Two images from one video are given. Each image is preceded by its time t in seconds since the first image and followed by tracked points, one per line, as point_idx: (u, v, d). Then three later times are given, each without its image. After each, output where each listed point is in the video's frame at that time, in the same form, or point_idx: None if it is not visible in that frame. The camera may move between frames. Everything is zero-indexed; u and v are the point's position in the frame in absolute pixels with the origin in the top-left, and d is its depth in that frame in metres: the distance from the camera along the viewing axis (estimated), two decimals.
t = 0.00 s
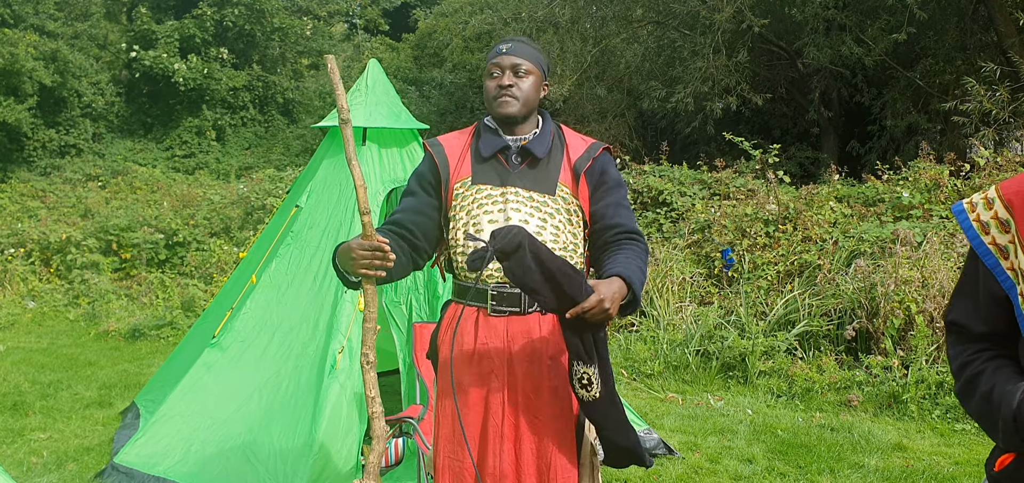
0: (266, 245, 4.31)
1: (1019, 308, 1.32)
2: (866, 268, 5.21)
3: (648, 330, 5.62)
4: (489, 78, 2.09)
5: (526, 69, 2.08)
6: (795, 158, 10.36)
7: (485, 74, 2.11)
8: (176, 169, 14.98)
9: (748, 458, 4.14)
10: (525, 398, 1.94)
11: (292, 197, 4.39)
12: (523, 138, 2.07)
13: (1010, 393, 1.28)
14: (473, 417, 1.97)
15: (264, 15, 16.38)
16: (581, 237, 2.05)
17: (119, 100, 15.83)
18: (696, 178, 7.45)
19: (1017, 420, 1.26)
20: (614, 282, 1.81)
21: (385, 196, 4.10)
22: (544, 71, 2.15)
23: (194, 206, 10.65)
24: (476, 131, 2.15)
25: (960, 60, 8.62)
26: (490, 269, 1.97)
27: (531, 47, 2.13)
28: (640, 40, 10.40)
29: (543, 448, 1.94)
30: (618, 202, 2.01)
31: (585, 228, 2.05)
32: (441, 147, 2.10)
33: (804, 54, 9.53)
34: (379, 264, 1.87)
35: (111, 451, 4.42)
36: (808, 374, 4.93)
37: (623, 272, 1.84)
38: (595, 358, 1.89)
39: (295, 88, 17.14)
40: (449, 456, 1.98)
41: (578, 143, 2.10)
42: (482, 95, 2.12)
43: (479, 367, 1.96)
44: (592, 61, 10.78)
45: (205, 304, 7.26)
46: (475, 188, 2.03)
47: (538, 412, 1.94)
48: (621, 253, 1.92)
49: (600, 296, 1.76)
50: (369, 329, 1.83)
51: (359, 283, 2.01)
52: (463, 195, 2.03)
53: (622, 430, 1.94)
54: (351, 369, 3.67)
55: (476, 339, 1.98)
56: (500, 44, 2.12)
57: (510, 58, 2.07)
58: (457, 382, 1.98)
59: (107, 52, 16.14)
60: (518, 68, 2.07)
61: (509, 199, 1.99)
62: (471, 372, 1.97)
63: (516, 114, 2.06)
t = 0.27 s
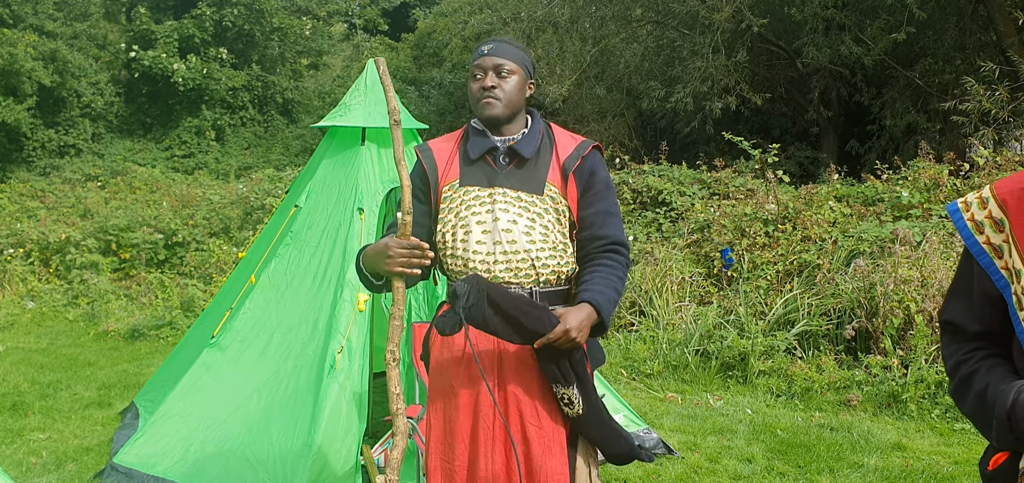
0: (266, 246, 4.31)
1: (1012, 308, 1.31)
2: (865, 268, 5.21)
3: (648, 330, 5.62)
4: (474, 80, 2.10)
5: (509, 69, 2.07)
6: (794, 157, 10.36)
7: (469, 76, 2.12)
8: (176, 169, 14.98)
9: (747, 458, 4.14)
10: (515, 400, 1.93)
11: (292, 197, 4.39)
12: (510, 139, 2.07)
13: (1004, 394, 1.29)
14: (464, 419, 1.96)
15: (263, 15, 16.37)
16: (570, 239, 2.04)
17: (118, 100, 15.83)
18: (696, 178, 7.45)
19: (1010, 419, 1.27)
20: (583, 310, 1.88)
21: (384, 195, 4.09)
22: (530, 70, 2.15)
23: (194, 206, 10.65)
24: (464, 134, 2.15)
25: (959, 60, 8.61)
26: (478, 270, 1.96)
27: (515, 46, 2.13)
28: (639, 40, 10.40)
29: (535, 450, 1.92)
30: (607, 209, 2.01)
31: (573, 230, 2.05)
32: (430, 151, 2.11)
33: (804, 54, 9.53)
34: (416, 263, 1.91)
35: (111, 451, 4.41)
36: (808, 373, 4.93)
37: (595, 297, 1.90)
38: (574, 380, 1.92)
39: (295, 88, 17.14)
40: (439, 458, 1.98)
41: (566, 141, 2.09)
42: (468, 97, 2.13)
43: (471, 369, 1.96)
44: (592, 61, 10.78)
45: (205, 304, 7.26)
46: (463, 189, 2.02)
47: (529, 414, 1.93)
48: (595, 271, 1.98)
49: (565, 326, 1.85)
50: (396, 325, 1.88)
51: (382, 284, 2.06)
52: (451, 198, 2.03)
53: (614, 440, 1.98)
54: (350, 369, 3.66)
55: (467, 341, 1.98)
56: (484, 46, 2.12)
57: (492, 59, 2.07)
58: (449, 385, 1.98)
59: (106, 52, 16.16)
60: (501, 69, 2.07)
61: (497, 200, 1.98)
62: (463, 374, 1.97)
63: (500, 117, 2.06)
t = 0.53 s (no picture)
0: (265, 246, 4.31)
1: (1008, 307, 1.31)
2: (864, 267, 5.20)
3: (648, 330, 5.61)
4: (480, 75, 2.07)
5: (518, 68, 2.07)
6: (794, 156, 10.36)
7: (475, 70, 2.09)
8: (175, 169, 14.98)
9: (747, 457, 4.14)
10: (515, 400, 1.94)
11: (292, 196, 4.39)
12: (508, 137, 2.07)
13: (999, 392, 1.29)
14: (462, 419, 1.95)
15: (262, 15, 16.36)
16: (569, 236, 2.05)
17: (118, 100, 15.80)
18: (695, 178, 7.45)
19: (1005, 417, 1.27)
20: (604, 285, 1.84)
21: (384, 195, 4.09)
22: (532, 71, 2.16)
23: (193, 205, 10.65)
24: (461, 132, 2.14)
25: (958, 59, 8.60)
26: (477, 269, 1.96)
27: (521, 46, 2.14)
28: (639, 39, 10.40)
29: (533, 451, 1.93)
30: (606, 203, 2.01)
31: (572, 227, 2.05)
32: (426, 150, 2.11)
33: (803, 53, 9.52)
34: (414, 263, 1.88)
35: (110, 451, 4.41)
36: (807, 373, 4.93)
37: (613, 275, 1.87)
38: (586, 361, 1.90)
39: (294, 88, 17.13)
40: (435, 459, 1.97)
41: (564, 140, 2.10)
42: (470, 92, 2.10)
43: (469, 368, 1.96)
44: (591, 60, 10.77)
45: (204, 304, 7.26)
46: (460, 188, 2.02)
47: (528, 414, 1.94)
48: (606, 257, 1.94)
49: (590, 300, 1.80)
50: (393, 327, 1.86)
51: (380, 284, 2.06)
52: (449, 197, 2.03)
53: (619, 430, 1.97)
54: (350, 369, 3.66)
55: (465, 341, 1.98)
56: (492, 42, 2.11)
57: (504, 56, 2.06)
58: (446, 385, 1.98)
59: (105, 52, 16.16)
60: (511, 67, 2.06)
61: (495, 199, 1.99)
62: (461, 374, 1.96)
63: (508, 115, 2.06)
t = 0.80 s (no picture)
0: (265, 245, 4.31)
1: (1005, 306, 1.31)
2: (864, 266, 5.20)
3: (648, 329, 5.60)
4: (490, 74, 2.05)
5: (529, 70, 2.06)
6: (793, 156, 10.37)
7: (485, 68, 2.06)
8: (174, 169, 14.99)
9: (748, 457, 4.14)
10: (522, 401, 1.95)
11: (291, 196, 4.39)
12: (516, 138, 2.07)
13: (998, 391, 1.28)
14: (468, 420, 1.96)
15: (262, 14, 16.34)
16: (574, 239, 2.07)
17: (118, 100, 15.81)
18: (695, 177, 7.45)
19: (1004, 417, 1.27)
20: (622, 297, 1.89)
21: (383, 194, 4.09)
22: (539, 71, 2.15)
23: (192, 205, 10.64)
24: (467, 129, 2.13)
25: (958, 58, 8.60)
26: (483, 269, 1.95)
27: (532, 45, 2.11)
28: (638, 39, 10.41)
29: (540, 450, 1.94)
30: (611, 209, 2.07)
31: (579, 230, 2.07)
32: (433, 148, 2.11)
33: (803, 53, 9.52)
34: (445, 266, 1.83)
35: (109, 451, 4.40)
36: (808, 372, 4.93)
37: (628, 285, 1.92)
38: (605, 370, 1.94)
39: (294, 88, 17.12)
40: (440, 460, 1.97)
41: (570, 143, 2.12)
42: (479, 90, 2.08)
43: (475, 369, 1.95)
44: (591, 60, 10.77)
45: (204, 303, 7.26)
46: (468, 187, 2.02)
47: (535, 414, 1.95)
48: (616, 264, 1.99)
49: (615, 313, 1.85)
50: (419, 328, 1.82)
51: (402, 281, 2.02)
52: (456, 195, 2.02)
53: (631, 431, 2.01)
54: (349, 368, 3.66)
55: (470, 342, 1.97)
56: (503, 40, 2.08)
57: (516, 57, 2.04)
58: (450, 386, 1.97)
59: (105, 51, 16.11)
60: (522, 68, 2.05)
61: (503, 199, 1.98)
62: (466, 375, 1.96)
63: (518, 116, 2.05)
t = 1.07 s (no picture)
0: (264, 245, 4.30)
1: (1003, 305, 1.31)
2: (864, 265, 5.19)
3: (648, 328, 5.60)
4: (506, 75, 2.06)
5: (545, 71, 2.06)
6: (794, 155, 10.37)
7: (501, 68, 2.06)
8: (174, 168, 15.01)
9: (748, 456, 4.14)
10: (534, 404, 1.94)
11: (291, 195, 4.39)
12: (529, 137, 2.07)
13: (999, 391, 1.28)
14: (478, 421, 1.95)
15: (262, 14, 16.33)
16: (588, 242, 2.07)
17: (118, 99, 15.76)
18: (695, 176, 7.45)
19: (1006, 416, 1.26)
20: (643, 333, 1.92)
21: (383, 194, 4.09)
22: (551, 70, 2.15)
23: (192, 205, 10.63)
24: (478, 126, 2.12)
25: (959, 57, 8.59)
26: (495, 270, 1.96)
27: (546, 45, 2.11)
28: (638, 38, 10.43)
29: (551, 451, 1.94)
30: (623, 212, 2.08)
31: (592, 233, 2.07)
32: (442, 142, 2.06)
33: (803, 52, 9.51)
34: (406, 264, 1.89)
35: (109, 450, 4.40)
36: (808, 372, 4.93)
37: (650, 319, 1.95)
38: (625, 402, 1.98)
39: (294, 87, 17.11)
40: (452, 459, 1.97)
41: (583, 143, 2.12)
42: (493, 88, 2.08)
43: (486, 370, 1.95)
44: (591, 59, 10.76)
45: (203, 303, 7.26)
46: (480, 187, 2.01)
47: (547, 417, 1.94)
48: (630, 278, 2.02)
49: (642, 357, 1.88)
50: (389, 328, 1.86)
51: (375, 281, 2.02)
52: (468, 195, 2.01)
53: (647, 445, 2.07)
54: (350, 368, 3.66)
55: (481, 343, 1.96)
56: (519, 38, 2.07)
57: (533, 59, 2.04)
58: (462, 386, 1.97)
59: (105, 51, 15.99)
60: (538, 70, 2.05)
61: (516, 200, 1.99)
62: (479, 377, 1.95)
63: (533, 118, 2.06)
